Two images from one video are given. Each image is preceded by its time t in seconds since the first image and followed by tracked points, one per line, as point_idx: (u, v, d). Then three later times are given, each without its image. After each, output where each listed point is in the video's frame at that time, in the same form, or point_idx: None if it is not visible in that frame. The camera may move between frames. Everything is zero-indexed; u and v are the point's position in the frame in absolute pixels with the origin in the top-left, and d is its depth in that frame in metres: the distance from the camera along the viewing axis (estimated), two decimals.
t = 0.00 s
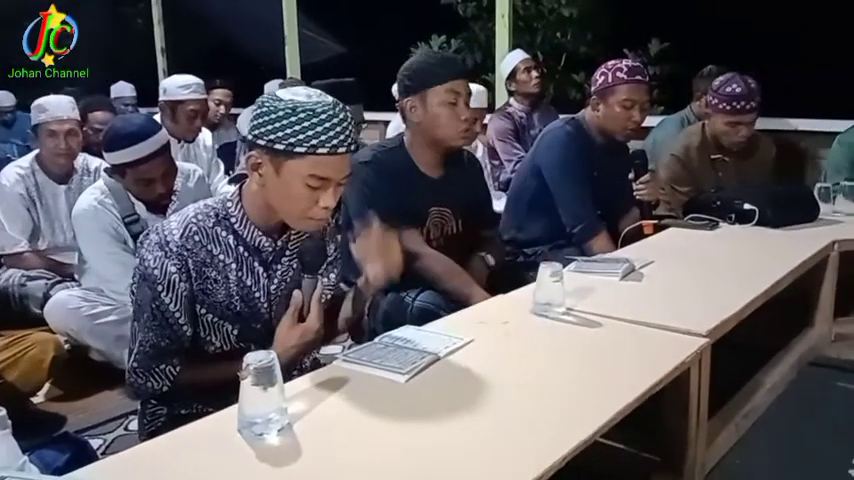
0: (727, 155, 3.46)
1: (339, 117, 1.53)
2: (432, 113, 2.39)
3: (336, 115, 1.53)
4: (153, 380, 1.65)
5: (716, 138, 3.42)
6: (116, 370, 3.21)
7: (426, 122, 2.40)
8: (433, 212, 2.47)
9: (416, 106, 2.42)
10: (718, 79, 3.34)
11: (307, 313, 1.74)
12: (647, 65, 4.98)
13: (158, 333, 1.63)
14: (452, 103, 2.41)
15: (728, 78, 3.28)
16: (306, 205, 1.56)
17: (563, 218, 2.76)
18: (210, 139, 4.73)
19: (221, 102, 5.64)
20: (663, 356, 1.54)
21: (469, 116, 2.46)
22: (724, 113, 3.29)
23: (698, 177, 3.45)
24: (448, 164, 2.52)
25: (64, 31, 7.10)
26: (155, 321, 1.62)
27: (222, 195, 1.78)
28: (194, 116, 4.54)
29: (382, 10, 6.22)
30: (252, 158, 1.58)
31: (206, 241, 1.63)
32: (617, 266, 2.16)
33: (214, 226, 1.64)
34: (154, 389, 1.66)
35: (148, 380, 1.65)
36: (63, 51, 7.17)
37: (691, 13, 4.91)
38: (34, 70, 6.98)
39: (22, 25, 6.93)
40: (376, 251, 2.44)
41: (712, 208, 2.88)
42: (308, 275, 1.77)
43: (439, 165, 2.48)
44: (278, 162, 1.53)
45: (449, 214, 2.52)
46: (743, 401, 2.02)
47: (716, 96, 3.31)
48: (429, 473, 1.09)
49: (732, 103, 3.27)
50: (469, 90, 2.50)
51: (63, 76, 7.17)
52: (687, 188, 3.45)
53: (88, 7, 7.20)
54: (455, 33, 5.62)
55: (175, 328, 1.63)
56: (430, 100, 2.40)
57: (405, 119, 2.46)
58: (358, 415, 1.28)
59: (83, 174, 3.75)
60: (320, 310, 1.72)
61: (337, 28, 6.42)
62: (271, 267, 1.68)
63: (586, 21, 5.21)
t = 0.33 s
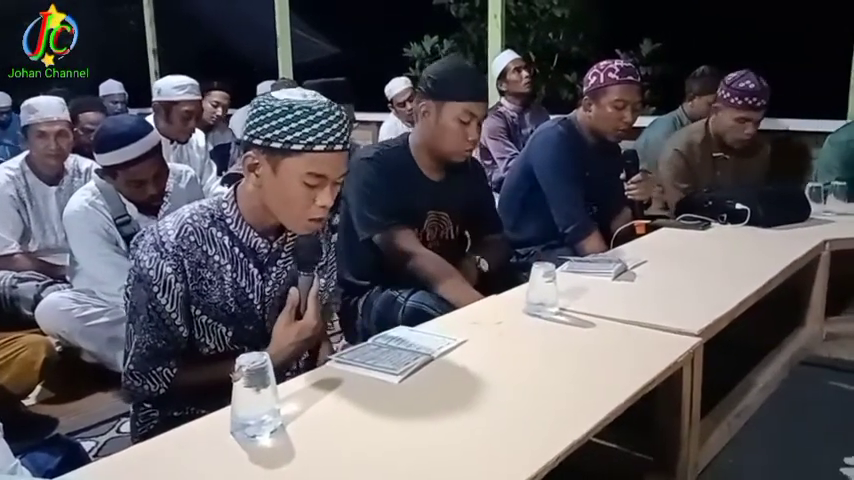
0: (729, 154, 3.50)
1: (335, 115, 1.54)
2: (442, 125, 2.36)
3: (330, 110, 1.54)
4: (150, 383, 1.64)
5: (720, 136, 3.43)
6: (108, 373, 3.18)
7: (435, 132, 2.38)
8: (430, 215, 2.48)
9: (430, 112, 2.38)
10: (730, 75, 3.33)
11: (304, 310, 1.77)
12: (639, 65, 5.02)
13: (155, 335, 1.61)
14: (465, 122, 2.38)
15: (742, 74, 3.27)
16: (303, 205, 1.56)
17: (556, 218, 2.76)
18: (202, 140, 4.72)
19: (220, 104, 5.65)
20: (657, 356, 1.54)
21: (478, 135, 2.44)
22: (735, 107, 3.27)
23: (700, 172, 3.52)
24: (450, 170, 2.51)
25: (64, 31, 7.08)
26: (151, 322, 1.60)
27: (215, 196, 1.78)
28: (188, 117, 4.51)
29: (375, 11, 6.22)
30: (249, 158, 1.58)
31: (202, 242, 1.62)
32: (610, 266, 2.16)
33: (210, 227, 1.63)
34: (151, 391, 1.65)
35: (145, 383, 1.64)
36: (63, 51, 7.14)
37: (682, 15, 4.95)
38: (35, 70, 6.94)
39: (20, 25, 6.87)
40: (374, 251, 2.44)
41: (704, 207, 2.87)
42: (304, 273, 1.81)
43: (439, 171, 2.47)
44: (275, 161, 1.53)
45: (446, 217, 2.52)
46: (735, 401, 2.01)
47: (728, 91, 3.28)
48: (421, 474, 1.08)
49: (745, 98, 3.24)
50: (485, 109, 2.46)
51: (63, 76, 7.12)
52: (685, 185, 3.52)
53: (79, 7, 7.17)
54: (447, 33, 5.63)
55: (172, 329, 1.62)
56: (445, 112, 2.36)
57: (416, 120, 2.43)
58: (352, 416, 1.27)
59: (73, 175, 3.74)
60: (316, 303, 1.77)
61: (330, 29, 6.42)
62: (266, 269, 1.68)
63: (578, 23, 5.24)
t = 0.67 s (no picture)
0: (730, 153, 3.54)
1: (335, 113, 1.55)
2: (455, 139, 2.32)
3: (329, 109, 1.55)
4: (145, 383, 1.63)
5: (725, 135, 3.47)
6: (97, 375, 3.16)
7: (447, 143, 2.34)
8: (435, 222, 2.49)
9: (443, 123, 2.32)
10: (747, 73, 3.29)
11: (300, 307, 1.79)
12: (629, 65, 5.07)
13: (150, 335, 1.61)
14: (478, 136, 2.32)
15: (760, 74, 3.22)
16: (302, 203, 1.57)
17: (547, 217, 2.77)
18: (192, 140, 4.71)
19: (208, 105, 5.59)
20: (648, 355, 1.55)
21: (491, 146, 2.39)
22: (750, 106, 3.22)
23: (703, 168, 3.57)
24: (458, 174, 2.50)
25: (64, 31, 6.84)
26: (146, 323, 1.60)
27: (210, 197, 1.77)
28: (177, 118, 4.48)
29: (366, 11, 6.22)
30: (246, 157, 1.58)
31: (197, 242, 1.62)
32: (600, 266, 2.16)
33: (205, 227, 1.63)
34: (146, 392, 1.64)
35: (141, 383, 1.63)
36: (62, 51, 6.92)
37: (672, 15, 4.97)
38: (34, 70, 6.70)
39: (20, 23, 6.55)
40: (379, 246, 2.42)
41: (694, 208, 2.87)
42: (302, 270, 1.80)
43: (447, 176, 2.46)
44: (274, 159, 1.53)
45: (448, 225, 2.52)
46: (725, 400, 2.01)
47: (744, 87, 3.23)
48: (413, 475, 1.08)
49: (760, 97, 3.20)
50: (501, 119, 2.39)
51: (63, 76, 6.91)
52: (686, 181, 3.53)
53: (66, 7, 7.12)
54: (438, 34, 5.63)
55: (167, 329, 1.62)
56: (460, 125, 2.31)
57: (429, 125, 2.38)
58: (343, 417, 1.27)
59: (62, 176, 3.72)
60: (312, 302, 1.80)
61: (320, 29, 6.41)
62: (261, 271, 1.67)
63: (569, 23, 5.27)
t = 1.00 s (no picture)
0: (720, 153, 3.57)
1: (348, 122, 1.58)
2: (460, 144, 2.33)
3: (345, 119, 1.57)
4: (141, 388, 1.61)
5: (714, 135, 3.51)
6: (83, 379, 3.13)
7: (451, 151, 2.34)
8: (433, 229, 2.50)
9: (443, 131, 2.32)
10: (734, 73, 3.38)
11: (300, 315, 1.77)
12: (615, 66, 5.12)
13: (148, 339, 1.59)
14: (481, 138, 2.35)
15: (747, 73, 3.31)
16: (310, 210, 1.58)
17: (535, 217, 2.77)
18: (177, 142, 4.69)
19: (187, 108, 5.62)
20: (637, 354, 1.55)
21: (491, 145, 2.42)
22: (738, 103, 3.29)
23: (692, 167, 3.59)
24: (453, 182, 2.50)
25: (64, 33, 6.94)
26: (144, 327, 1.58)
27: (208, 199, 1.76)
28: (162, 119, 4.44)
29: (352, 11, 6.22)
30: (256, 163, 1.58)
31: (197, 247, 1.60)
32: (587, 266, 2.17)
33: (205, 232, 1.62)
34: (142, 396, 1.62)
35: (136, 388, 1.61)
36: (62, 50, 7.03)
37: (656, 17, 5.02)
38: (34, 71, 6.78)
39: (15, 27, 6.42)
40: (370, 256, 2.43)
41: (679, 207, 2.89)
42: (303, 277, 1.78)
43: (446, 183, 2.46)
44: (286, 166, 1.54)
45: (445, 233, 2.54)
46: (711, 397, 2.02)
47: (733, 86, 3.31)
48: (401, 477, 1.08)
49: (749, 95, 3.28)
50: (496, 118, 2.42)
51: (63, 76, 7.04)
52: (676, 180, 3.57)
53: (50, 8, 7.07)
54: (424, 34, 5.64)
55: (165, 333, 1.60)
56: (461, 129, 2.31)
57: (427, 136, 2.36)
58: (332, 419, 1.27)
59: (46, 177, 3.70)
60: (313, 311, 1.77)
61: (306, 29, 6.40)
62: (258, 276, 1.67)
63: (555, 23, 5.29)
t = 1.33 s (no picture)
0: (689, 154, 3.59)
1: (347, 139, 1.56)
2: (434, 129, 2.37)
3: (344, 136, 1.56)
4: (128, 397, 1.59)
5: (682, 136, 3.53)
6: (64, 383, 3.10)
7: (427, 138, 2.38)
8: (413, 226, 2.48)
9: (416, 120, 2.37)
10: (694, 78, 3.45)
11: (290, 327, 1.78)
12: (597, 66, 5.15)
13: (136, 349, 1.57)
14: (452, 120, 2.41)
15: (707, 76, 3.37)
16: (306, 224, 1.57)
17: (519, 219, 2.79)
18: (159, 142, 4.72)
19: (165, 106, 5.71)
20: (625, 354, 1.56)
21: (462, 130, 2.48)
22: (700, 109, 3.36)
23: (662, 170, 3.60)
24: (431, 181, 2.51)
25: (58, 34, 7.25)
26: (132, 337, 1.56)
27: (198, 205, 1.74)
28: (144, 120, 4.41)
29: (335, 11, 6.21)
30: (253, 175, 1.57)
31: (187, 256, 1.59)
32: (571, 265, 2.18)
33: (195, 240, 1.60)
34: (129, 405, 1.61)
35: (123, 397, 1.60)
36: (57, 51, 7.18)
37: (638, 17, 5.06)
38: (34, 71, 7.05)
39: None
40: (353, 260, 2.43)
41: (662, 206, 2.90)
42: (295, 289, 1.81)
43: (425, 179, 2.47)
44: (283, 180, 1.53)
45: (429, 230, 2.53)
46: (695, 396, 2.03)
47: (694, 91, 3.38)
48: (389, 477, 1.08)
49: (710, 100, 3.35)
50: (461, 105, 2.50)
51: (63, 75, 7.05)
52: (647, 184, 3.60)
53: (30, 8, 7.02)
54: (408, 34, 5.65)
55: (153, 343, 1.58)
56: (432, 115, 2.38)
57: (399, 130, 2.40)
58: (319, 421, 1.26)
59: (25, 179, 3.71)
60: (303, 322, 1.80)
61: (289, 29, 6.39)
62: (248, 284, 1.65)
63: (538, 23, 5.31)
